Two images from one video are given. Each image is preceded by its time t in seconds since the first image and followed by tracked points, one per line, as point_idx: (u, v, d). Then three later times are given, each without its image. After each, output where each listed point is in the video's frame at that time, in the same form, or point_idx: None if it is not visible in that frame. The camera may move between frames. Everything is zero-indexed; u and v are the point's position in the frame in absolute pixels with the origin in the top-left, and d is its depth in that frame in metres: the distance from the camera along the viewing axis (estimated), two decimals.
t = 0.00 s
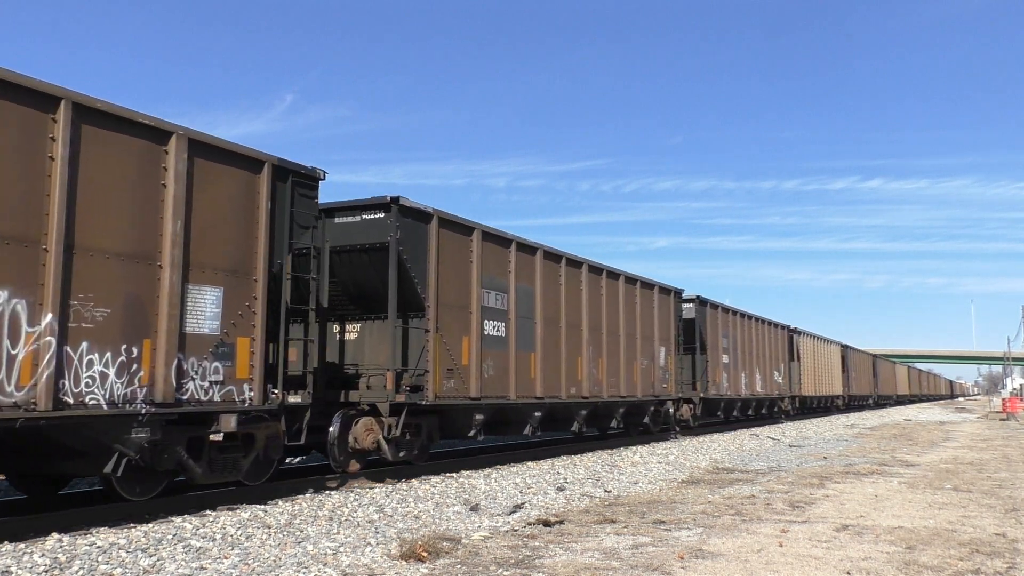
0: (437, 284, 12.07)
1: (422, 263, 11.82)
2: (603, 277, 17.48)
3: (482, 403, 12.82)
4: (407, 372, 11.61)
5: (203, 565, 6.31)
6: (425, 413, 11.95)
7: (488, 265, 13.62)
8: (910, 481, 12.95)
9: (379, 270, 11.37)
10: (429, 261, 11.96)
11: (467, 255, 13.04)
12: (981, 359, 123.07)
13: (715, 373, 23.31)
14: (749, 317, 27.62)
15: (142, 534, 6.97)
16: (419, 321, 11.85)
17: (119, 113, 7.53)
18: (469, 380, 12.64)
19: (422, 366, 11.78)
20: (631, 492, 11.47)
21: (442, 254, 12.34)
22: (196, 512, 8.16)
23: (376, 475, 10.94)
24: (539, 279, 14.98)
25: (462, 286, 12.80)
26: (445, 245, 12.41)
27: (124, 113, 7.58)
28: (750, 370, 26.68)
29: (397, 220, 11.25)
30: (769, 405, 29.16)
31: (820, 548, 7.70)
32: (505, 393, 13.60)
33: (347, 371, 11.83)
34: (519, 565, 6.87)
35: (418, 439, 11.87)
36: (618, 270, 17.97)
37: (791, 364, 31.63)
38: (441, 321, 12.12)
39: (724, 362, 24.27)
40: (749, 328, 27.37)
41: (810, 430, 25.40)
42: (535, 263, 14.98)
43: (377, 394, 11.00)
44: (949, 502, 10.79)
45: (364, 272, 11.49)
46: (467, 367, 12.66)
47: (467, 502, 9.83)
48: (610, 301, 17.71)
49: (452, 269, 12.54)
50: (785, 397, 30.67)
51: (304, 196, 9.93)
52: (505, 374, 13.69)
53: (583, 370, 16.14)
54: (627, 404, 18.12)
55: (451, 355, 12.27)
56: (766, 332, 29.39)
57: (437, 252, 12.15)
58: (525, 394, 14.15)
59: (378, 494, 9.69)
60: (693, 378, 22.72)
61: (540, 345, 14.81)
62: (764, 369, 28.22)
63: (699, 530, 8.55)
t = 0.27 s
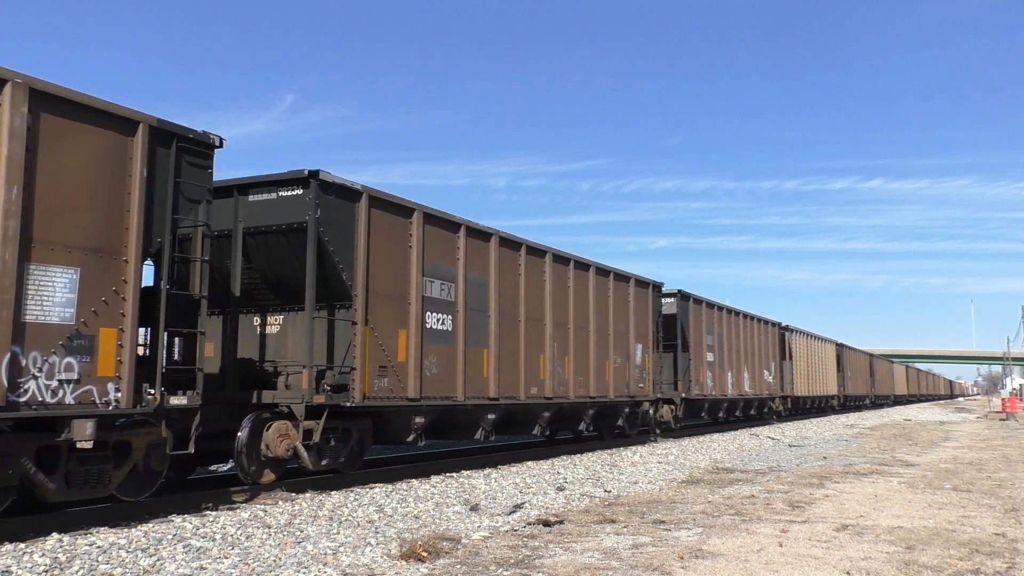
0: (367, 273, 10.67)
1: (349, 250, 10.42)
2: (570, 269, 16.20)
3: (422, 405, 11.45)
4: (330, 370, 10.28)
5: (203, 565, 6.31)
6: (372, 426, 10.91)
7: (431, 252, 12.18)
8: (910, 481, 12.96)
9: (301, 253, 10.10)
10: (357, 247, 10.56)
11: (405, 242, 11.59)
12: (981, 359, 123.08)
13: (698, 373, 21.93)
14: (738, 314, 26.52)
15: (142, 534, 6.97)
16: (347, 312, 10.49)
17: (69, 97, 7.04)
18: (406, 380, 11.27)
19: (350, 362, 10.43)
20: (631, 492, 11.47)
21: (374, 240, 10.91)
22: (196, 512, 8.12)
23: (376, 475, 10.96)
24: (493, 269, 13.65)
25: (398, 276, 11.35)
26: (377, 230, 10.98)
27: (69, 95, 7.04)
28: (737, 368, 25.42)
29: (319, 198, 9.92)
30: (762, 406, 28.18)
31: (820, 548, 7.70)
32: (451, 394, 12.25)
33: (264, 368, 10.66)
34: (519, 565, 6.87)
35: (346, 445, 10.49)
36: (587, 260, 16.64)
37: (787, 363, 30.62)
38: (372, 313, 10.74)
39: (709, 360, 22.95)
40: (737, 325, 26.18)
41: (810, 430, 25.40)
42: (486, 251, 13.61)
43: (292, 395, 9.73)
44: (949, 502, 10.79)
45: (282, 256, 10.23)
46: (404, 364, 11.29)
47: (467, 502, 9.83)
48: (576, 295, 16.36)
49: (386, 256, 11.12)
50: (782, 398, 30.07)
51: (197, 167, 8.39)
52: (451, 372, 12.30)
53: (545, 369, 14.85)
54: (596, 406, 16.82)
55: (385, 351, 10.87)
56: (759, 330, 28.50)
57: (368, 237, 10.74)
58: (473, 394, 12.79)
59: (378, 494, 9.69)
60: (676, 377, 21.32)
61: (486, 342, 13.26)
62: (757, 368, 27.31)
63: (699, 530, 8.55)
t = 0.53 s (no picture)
0: (276, 255, 9.11)
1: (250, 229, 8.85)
2: (532, 258, 14.51)
3: (347, 407, 9.91)
4: (230, 368, 8.82)
5: (203, 565, 6.31)
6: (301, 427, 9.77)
7: (359, 236, 10.45)
8: (910, 481, 12.95)
9: (195, 233, 8.69)
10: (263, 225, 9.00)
11: (325, 222, 9.93)
12: (981, 359, 123.08)
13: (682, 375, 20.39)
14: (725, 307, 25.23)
15: (142, 534, 6.97)
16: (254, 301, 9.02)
17: None
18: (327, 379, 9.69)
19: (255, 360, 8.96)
20: (631, 492, 11.46)
21: (284, 217, 9.31)
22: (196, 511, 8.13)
23: (376, 475, 10.92)
24: (438, 255, 11.93)
25: (316, 261, 9.72)
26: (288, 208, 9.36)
27: None
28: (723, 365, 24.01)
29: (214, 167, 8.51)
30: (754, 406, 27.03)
31: (821, 548, 7.69)
32: (385, 394, 10.65)
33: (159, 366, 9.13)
34: (519, 565, 6.87)
35: (253, 455, 9.09)
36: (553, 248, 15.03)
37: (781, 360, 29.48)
38: (285, 302, 9.21)
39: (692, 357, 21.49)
40: (725, 320, 24.80)
41: (810, 430, 25.40)
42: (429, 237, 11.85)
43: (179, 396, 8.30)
44: (949, 502, 10.78)
45: (177, 235, 8.83)
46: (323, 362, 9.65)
47: (467, 502, 9.83)
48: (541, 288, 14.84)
49: (303, 237, 9.52)
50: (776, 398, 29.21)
51: (42, 123, 7.05)
52: (385, 370, 10.73)
53: (500, 366, 13.31)
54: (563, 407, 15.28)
55: (301, 346, 9.33)
56: (749, 325, 27.40)
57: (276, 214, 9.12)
58: (412, 395, 11.16)
59: (379, 494, 9.69)
60: (655, 377, 19.59)
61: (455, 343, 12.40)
62: (747, 366, 26.18)
63: (699, 530, 8.54)
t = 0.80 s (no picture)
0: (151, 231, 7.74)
1: (117, 203, 7.44)
2: (484, 245, 13.09)
3: (247, 409, 8.53)
4: (94, 365, 7.70)
5: (203, 565, 6.31)
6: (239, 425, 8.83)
7: (264, 216, 8.97)
8: (910, 481, 12.95)
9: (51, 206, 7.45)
10: (139, 199, 7.63)
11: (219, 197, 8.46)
12: (981, 359, 123.10)
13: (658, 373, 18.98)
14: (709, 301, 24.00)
15: (143, 534, 6.97)
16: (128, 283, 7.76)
17: None
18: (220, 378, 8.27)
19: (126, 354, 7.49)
20: (631, 492, 11.47)
21: (166, 189, 7.91)
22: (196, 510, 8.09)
23: (376, 475, 10.89)
24: (370, 239, 10.45)
25: (207, 241, 8.28)
26: (172, 182, 7.97)
27: None
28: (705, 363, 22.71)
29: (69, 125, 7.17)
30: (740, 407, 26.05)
31: (820, 548, 7.70)
32: (298, 395, 9.24)
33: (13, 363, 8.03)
34: (519, 566, 6.87)
35: (121, 471, 7.55)
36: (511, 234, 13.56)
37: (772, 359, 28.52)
38: (165, 289, 7.79)
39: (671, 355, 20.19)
40: (708, 316, 23.53)
41: (810, 430, 25.42)
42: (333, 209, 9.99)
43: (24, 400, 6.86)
44: (949, 502, 10.79)
45: (35, 211, 7.58)
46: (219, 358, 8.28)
47: (467, 502, 9.83)
48: (498, 277, 13.46)
49: (194, 209, 8.14)
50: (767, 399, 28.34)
51: None
52: (300, 367, 9.31)
53: (448, 363, 11.81)
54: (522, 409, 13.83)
55: (186, 340, 7.93)
56: (737, 322, 26.36)
57: (156, 185, 7.73)
58: (334, 397, 9.73)
59: (379, 494, 9.69)
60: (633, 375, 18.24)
61: (345, 332, 10.02)
62: (733, 364, 25.10)
63: (699, 530, 8.54)
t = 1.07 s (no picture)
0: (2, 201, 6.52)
1: None
2: (427, 228, 11.69)
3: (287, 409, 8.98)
4: None
5: (203, 565, 6.31)
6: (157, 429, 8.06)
7: (147, 188, 7.66)
8: (910, 481, 12.95)
9: None
10: None
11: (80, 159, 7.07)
12: (981, 359, 123.09)
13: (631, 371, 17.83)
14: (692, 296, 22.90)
15: (142, 534, 6.97)
16: None
17: None
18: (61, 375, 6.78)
19: None
20: (631, 492, 11.47)
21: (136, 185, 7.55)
22: (197, 512, 8.10)
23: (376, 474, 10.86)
24: (279, 218, 9.07)
25: (70, 212, 6.96)
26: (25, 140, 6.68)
27: None
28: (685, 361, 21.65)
29: None
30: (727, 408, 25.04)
31: (820, 548, 7.70)
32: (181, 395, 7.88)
33: None
34: (519, 566, 6.87)
35: None
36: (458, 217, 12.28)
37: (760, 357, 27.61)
38: (5, 270, 6.46)
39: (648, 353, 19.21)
40: (689, 312, 22.50)
41: (811, 430, 25.43)
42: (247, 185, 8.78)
43: None
44: (949, 502, 10.79)
45: None
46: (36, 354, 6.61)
47: (467, 502, 9.83)
48: (446, 265, 12.17)
49: (65, 182, 6.94)
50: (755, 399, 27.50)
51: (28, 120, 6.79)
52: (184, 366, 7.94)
53: (332, 362, 9.72)
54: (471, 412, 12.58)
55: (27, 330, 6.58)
56: (726, 319, 25.61)
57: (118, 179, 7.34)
58: (299, 397, 9.22)
59: (378, 494, 9.69)
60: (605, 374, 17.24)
61: (246, 321, 8.64)
62: (718, 363, 24.11)
63: (699, 530, 8.55)
